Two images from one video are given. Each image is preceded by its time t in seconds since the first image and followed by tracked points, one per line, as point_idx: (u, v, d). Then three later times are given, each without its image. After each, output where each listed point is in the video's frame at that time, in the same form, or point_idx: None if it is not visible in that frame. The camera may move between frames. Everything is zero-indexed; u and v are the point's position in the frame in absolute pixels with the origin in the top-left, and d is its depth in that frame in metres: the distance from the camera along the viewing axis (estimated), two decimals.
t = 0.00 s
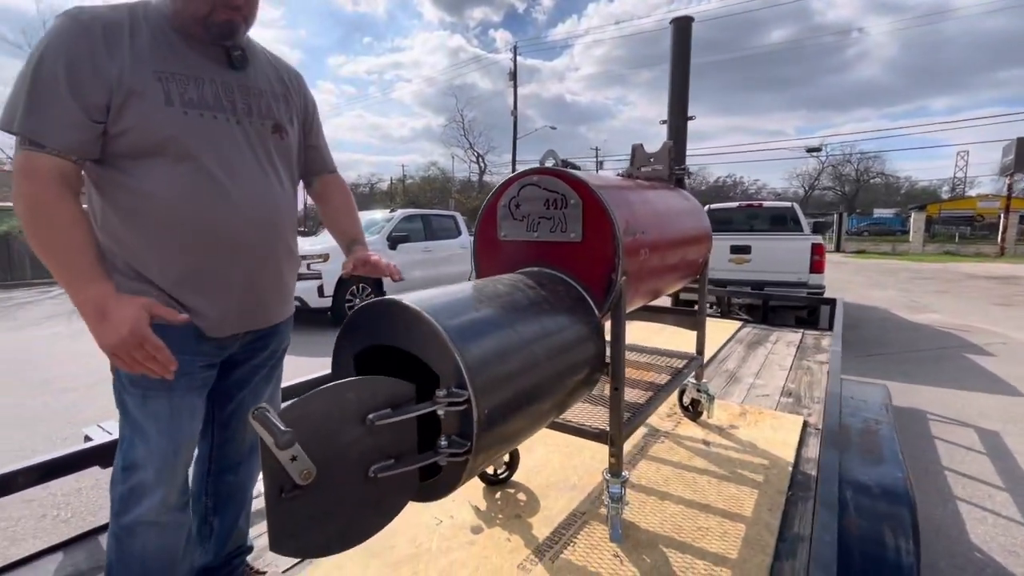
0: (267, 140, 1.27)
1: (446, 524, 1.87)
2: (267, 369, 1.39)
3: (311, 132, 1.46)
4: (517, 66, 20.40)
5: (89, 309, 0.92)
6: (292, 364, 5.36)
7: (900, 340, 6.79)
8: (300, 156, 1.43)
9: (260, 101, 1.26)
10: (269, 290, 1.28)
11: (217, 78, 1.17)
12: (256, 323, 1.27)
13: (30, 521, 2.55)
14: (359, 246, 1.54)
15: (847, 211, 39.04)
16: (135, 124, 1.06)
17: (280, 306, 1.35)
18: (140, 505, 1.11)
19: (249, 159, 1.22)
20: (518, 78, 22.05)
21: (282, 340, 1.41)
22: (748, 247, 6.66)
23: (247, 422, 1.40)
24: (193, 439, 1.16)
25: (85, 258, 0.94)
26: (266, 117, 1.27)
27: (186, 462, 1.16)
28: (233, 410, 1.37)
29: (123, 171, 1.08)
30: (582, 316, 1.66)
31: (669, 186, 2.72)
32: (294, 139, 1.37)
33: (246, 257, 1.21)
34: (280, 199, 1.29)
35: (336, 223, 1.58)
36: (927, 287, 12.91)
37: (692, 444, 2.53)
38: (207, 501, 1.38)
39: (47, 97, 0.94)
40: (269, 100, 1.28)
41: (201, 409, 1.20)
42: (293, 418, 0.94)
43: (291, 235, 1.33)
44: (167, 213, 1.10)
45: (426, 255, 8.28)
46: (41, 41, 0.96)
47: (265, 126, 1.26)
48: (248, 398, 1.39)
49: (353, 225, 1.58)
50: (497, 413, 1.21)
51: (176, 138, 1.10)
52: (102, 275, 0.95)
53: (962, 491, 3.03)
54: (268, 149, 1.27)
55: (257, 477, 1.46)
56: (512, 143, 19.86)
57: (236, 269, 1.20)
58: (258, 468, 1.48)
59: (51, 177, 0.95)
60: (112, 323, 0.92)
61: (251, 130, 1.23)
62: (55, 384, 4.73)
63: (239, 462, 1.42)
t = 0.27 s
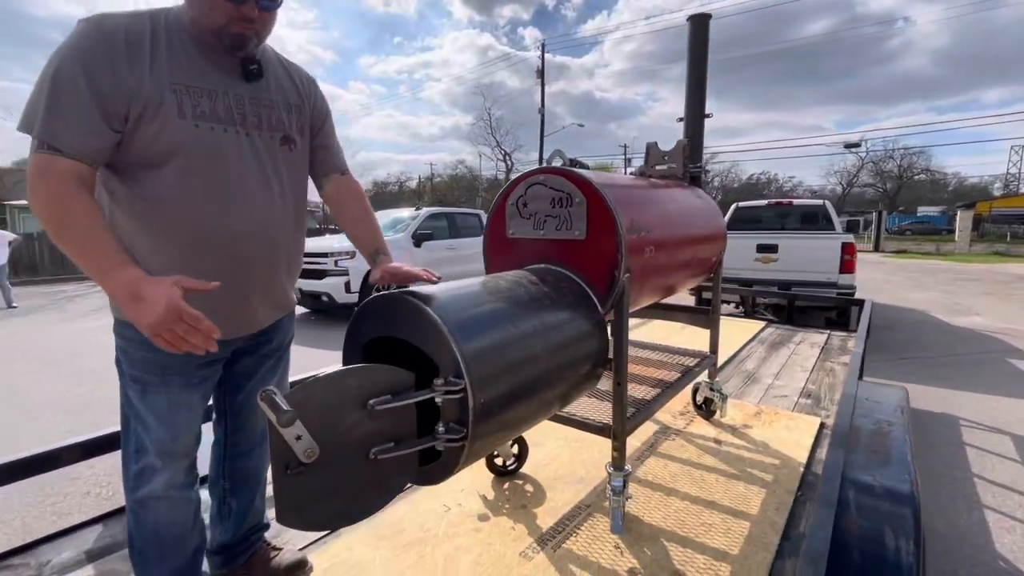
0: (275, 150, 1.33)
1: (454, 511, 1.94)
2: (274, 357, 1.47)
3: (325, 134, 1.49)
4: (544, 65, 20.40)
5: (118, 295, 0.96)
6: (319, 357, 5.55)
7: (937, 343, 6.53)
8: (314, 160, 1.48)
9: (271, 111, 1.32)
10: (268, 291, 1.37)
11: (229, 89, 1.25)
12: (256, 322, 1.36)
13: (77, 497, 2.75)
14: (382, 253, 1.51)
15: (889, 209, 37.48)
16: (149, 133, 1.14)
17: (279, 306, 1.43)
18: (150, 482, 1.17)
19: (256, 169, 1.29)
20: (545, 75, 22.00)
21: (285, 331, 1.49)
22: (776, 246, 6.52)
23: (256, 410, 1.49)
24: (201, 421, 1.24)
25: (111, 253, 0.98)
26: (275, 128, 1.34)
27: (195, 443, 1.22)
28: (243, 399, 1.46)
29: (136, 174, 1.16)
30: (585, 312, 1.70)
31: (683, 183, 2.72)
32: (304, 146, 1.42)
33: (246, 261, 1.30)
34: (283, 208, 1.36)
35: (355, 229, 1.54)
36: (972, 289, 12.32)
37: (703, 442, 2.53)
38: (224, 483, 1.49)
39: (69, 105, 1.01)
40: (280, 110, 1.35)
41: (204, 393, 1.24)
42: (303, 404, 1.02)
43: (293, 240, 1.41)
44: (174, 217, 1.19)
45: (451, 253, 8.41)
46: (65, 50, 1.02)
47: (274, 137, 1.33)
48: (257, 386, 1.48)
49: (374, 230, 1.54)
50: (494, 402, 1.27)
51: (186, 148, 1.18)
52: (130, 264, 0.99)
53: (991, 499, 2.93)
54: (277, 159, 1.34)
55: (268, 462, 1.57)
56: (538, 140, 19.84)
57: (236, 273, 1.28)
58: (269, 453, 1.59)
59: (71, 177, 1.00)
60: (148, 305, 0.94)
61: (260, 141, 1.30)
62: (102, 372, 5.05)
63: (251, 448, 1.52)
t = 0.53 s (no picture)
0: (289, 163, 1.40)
1: (463, 504, 2.00)
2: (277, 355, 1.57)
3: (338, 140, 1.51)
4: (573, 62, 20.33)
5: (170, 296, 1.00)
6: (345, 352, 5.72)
7: (978, 349, 6.25)
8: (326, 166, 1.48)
9: (285, 127, 1.39)
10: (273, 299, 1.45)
11: (248, 104, 1.31)
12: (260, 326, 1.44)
13: (117, 478, 2.93)
14: (391, 261, 1.46)
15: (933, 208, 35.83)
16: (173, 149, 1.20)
17: (281, 311, 1.51)
18: (161, 476, 1.26)
19: (271, 182, 1.36)
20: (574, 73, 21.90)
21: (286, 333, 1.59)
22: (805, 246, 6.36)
23: (265, 405, 1.60)
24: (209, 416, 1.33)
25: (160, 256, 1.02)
26: (289, 142, 1.40)
27: (203, 437, 1.32)
28: (251, 396, 1.57)
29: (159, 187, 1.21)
30: (591, 312, 1.73)
31: (700, 184, 2.70)
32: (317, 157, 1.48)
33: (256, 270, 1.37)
34: (292, 219, 1.43)
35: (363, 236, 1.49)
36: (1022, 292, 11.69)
37: (716, 444, 2.52)
38: (240, 474, 1.58)
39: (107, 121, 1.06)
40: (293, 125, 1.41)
41: (207, 390, 1.33)
42: (309, 398, 1.09)
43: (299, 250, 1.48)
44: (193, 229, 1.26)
45: (475, 251, 8.50)
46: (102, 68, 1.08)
47: (288, 151, 1.40)
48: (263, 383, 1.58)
49: (382, 236, 1.49)
50: (495, 398, 1.32)
51: (206, 163, 1.25)
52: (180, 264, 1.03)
53: None
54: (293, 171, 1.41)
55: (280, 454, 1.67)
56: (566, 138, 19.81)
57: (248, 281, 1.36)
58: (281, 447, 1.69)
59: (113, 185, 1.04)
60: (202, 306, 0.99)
61: (276, 155, 1.37)
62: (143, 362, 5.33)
63: (263, 441, 1.63)
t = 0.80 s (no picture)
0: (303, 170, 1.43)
1: (469, 499, 2.02)
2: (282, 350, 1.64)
3: (341, 132, 1.53)
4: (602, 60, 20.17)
5: (214, 323, 1.02)
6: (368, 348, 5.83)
7: None
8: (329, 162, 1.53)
9: (298, 135, 1.40)
10: (278, 296, 1.51)
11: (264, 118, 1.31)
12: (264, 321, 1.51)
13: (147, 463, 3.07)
14: (393, 255, 1.48)
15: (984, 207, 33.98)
16: (201, 165, 1.21)
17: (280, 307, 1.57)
18: (172, 467, 1.33)
19: (286, 191, 1.40)
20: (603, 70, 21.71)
21: (287, 325, 1.66)
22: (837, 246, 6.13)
23: (266, 397, 1.67)
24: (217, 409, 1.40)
25: (208, 281, 1.03)
26: (302, 149, 1.42)
27: (212, 429, 1.39)
28: (253, 388, 1.64)
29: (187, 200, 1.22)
30: (596, 310, 1.72)
31: (717, 180, 2.64)
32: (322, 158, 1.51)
33: (267, 273, 1.43)
34: (301, 223, 1.48)
35: (366, 231, 1.53)
36: None
37: (731, 447, 2.47)
38: (246, 463, 1.66)
39: (153, 147, 1.04)
40: (305, 131, 1.42)
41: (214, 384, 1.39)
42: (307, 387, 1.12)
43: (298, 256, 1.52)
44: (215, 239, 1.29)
45: (498, 249, 8.53)
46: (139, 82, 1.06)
47: (302, 158, 1.42)
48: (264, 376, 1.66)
49: (384, 232, 1.53)
50: (492, 393, 1.33)
51: (231, 178, 1.27)
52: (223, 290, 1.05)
53: None
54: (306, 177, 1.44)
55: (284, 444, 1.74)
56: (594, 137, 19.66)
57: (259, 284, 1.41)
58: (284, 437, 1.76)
59: (168, 207, 1.03)
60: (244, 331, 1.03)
61: (292, 163, 1.40)
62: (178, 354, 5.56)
63: (268, 431, 1.69)
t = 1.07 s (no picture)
0: (299, 169, 1.43)
1: (466, 497, 2.01)
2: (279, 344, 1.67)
3: (335, 127, 1.52)
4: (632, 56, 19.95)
5: (206, 332, 1.02)
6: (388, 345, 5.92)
7: None
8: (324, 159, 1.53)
9: (294, 134, 1.39)
10: (273, 291, 1.53)
11: (261, 120, 1.29)
12: (257, 316, 1.53)
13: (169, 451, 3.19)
14: (384, 252, 1.48)
15: None
16: (199, 169, 1.21)
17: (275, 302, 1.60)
18: (164, 456, 1.38)
19: (283, 190, 1.40)
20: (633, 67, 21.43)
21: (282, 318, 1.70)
22: (871, 247, 5.87)
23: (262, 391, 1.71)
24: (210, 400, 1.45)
25: (207, 289, 1.03)
26: (297, 147, 1.41)
27: (204, 419, 1.44)
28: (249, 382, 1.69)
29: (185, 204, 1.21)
30: (593, 309, 1.70)
31: (732, 177, 2.54)
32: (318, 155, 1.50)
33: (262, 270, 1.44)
34: (297, 220, 1.48)
35: (359, 227, 1.53)
36: None
37: (741, 453, 2.39)
38: (242, 455, 1.70)
39: (154, 156, 1.03)
40: (301, 129, 1.41)
41: (207, 375, 1.44)
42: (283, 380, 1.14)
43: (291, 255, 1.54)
44: (212, 240, 1.30)
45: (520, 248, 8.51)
46: (133, 90, 1.05)
47: (297, 157, 1.41)
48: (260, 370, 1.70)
49: (377, 229, 1.53)
50: (477, 392, 1.32)
51: (229, 180, 1.26)
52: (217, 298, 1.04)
53: None
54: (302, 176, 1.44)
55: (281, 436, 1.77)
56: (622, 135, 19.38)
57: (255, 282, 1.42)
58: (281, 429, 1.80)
59: (172, 215, 1.02)
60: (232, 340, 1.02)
61: (289, 163, 1.39)
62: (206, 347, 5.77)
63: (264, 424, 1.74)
